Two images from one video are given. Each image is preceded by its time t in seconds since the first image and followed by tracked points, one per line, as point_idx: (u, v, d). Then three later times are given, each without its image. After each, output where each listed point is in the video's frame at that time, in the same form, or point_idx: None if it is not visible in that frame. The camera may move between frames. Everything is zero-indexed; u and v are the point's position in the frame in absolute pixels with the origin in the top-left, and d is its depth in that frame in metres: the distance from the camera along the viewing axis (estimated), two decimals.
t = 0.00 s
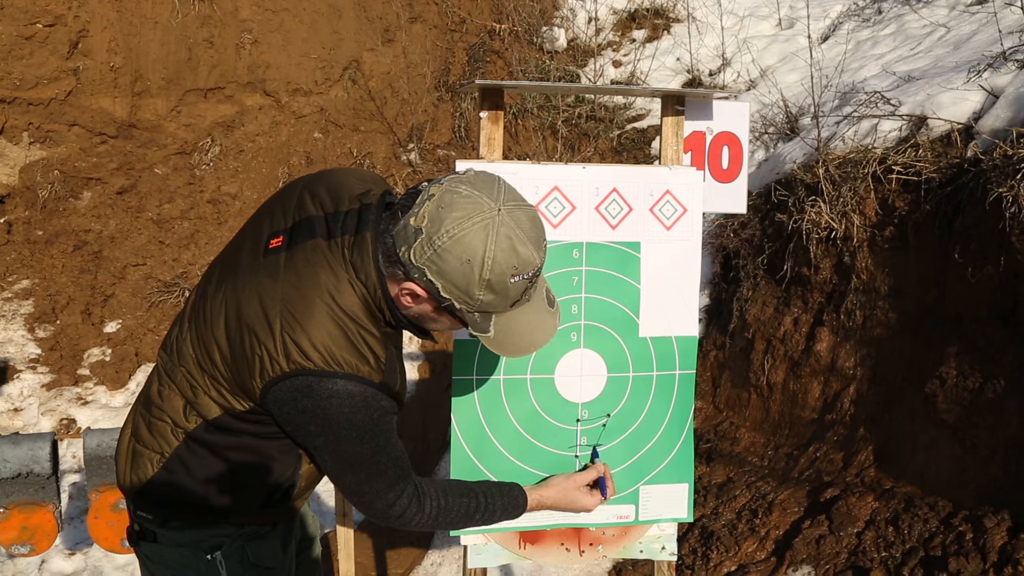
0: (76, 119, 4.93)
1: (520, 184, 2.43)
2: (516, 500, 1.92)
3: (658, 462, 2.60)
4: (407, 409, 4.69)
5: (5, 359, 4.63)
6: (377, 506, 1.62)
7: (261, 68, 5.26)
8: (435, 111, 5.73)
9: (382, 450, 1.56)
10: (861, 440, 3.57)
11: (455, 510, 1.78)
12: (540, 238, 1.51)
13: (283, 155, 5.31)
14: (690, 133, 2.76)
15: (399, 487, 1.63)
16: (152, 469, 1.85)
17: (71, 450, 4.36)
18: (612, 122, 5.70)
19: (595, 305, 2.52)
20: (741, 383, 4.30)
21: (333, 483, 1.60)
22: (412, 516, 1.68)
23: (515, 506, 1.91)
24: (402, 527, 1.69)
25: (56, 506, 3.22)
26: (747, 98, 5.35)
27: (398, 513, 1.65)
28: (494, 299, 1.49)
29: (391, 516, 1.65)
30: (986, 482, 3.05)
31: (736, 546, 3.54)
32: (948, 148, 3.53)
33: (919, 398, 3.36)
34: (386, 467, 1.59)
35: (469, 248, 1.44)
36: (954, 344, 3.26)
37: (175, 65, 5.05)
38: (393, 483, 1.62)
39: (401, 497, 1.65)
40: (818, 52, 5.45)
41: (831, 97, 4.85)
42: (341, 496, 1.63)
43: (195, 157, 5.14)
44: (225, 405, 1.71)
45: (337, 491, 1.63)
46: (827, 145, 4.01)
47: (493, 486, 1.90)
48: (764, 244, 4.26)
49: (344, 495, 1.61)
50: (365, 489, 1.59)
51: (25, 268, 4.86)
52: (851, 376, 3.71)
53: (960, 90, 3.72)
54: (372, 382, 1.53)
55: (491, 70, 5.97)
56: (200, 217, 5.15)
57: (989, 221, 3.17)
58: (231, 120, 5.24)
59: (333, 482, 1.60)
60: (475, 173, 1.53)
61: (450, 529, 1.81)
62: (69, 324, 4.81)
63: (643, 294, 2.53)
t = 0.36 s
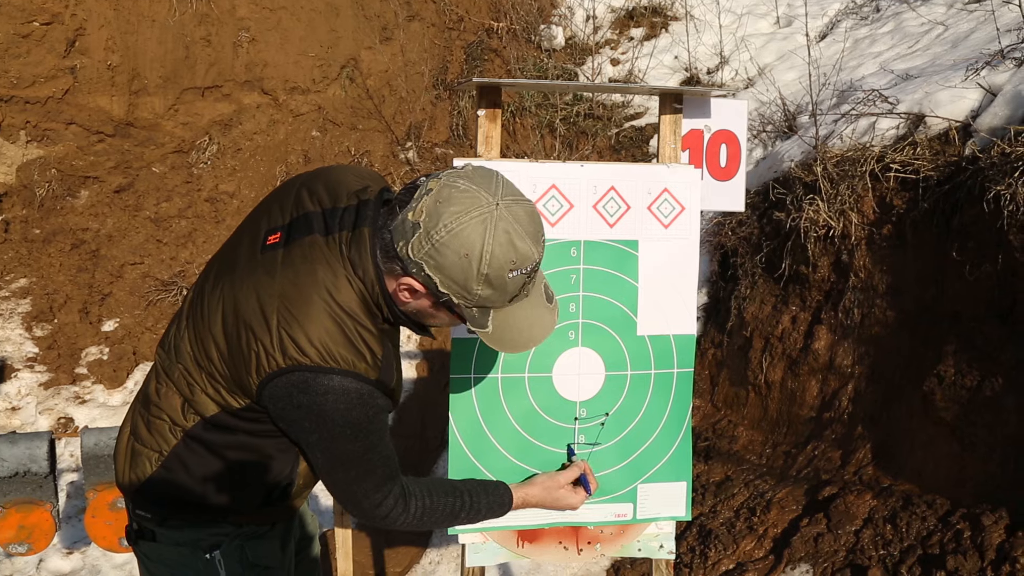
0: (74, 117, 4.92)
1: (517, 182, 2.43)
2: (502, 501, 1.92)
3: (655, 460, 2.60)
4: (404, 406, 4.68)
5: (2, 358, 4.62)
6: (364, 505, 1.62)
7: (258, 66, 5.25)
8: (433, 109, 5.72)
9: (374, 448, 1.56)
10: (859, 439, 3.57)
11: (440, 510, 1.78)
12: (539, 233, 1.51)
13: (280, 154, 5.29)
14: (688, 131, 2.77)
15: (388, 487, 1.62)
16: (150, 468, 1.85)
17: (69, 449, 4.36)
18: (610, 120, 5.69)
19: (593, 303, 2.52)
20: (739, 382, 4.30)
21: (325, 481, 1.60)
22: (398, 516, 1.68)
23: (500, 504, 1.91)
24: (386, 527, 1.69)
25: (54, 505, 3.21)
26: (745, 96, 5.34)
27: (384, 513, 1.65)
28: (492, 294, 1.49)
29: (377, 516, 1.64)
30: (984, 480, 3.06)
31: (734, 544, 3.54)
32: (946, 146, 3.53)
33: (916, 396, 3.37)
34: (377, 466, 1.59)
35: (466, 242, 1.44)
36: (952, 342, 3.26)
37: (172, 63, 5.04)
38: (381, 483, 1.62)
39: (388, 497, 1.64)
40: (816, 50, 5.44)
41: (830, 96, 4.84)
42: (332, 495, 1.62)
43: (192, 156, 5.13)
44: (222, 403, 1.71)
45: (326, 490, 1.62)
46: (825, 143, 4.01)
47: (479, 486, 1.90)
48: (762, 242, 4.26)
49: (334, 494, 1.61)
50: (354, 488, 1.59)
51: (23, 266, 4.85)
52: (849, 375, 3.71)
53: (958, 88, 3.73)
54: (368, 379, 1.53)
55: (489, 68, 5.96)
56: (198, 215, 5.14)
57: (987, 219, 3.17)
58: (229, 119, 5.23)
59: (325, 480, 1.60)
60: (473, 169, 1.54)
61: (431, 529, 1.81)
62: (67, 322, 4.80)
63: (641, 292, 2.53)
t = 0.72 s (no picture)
0: (74, 115, 4.91)
1: (518, 181, 2.43)
2: (507, 498, 1.91)
3: (656, 459, 2.60)
4: (405, 404, 4.69)
5: (2, 356, 4.62)
6: (368, 502, 1.62)
7: (259, 64, 5.25)
8: (434, 107, 5.72)
9: (376, 446, 1.56)
10: (860, 437, 3.57)
11: (444, 507, 1.78)
12: (539, 229, 1.51)
13: (281, 152, 5.29)
14: (689, 130, 2.76)
15: (391, 484, 1.62)
16: (151, 466, 1.85)
17: (70, 448, 4.36)
18: (611, 119, 5.68)
19: (593, 302, 2.51)
20: (739, 380, 4.30)
21: (327, 478, 1.60)
22: (402, 513, 1.68)
23: (505, 502, 1.91)
24: (390, 523, 1.69)
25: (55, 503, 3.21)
26: (746, 95, 5.33)
27: (388, 510, 1.65)
28: (494, 289, 1.49)
29: (381, 513, 1.65)
30: (984, 479, 3.06)
31: (735, 543, 3.54)
32: (947, 145, 3.53)
33: (917, 394, 3.37)
34: (380, 464, 1.58)
35: (468, 238, 1.44)
36: (953, 340, 3.26)
37: (173, 62, 5.04)
38: (385, 479, 1.62)
39: (392, 494, 1.64)
40: (816, 49, 5.44)
41: (830, 94, 4.84)
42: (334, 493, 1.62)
43: (193, 154, 5.13)
44: (224, 401, 1.71)
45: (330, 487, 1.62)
46: (826, 142, 4.00)
47: (484, 483, 1.90)
48: (763, 241, 4.26)
49: (337, 491, 1.61)
50: (357, 485, 1.59)
51: (23, 265, 4.85)
52: (849, 373, 3.71)
53: (959, 86, 3.73)
54: (370, 376, 1.53)
55: (489, 66, 5.96)
56: (198, 214, 5.14)
57: (988, 219, 3.17)
58: (229, 117, 5.22)
59: (326, 477, 1.59)
60: (473, 164, 1.53)
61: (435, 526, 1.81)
62: (67, 321, 4.80)
63: (642, 291, 2.53)
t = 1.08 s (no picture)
0: (75, 114, 4.91)
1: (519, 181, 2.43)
2: (514, 498, 1.91)
3: (658, 458, 2.60)
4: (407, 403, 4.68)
5: (3, 355, 4.63)
6: (376, 501, 1.62)
7: (260, 63, 5.25)
8: (434, 107, 5.73)
9: (383, 445, 1.56)
10: (860, 437, 3.57)
11: (453, 506, 1.78)
12: (547, 229, 1.51)
13: (281, 151, 5.30)
14: (690, 129, 2.76)
15: (400, 482, 1.62)
16: (152, 465, 1.85)
17: (70, 446, 4.36)
18: (611, 118, 5.67)
19: (594, 301, 2.52)
20: (740, 379, 4.30)
21: (333, 477, 1.60)
22: (411, 511, 1.68)
23: (514, 502, 1.91)
24: (399, 522, 1.69)
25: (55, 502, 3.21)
26: (747, 94, 5.33)
27: (397, 509, 1.65)
28: (501, 289, 1.49)
29: (390, 511, 1.65)
30: (985, 478, 3.06)
31: (735, 542, 3.54)
32: (947, 144, 3.53)
33: (917, 394, 3.37)
34: (387, 462, 1.58)
35: (477, 239, 1.44)
36: (953, 340, 3.27)
37: (173, 61, 5.04)
38: (393, 478, 1.61)
39: (401, 492, 1.64)
40: (817, 48, 5.44)
41: (831, 93, 4.84)
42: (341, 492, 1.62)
43: (193, 153, 5.13)
44: (226, 401, 1.71)
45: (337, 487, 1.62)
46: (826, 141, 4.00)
47: (492, 483, 1.90)
48: (764, 240, 4.26)
49: (343, 491, 1.61)
50: (365, 484, 1.59)
51: (23, 263, 4.85)
52: (850, 372, 3.71)
53: (960, 86, 3.73)
54: (375, 376, 1.53)
55: (490, 65, 5.96)
56: (199, 213, 5.14)
57: (989, 218, 3.17)
58: (230, 116, 5.22)
59: (332, 477, 1.59)
60: (480, 165, 1.53)
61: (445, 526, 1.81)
62: (67, 320, 4.80)
63: (642, 290, 2.53)
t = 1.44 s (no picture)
0: (75, 114, 4.91)
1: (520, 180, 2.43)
2: (501, 499, 1.92)
3: (658, 458, 2.60)
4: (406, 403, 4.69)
5: (3, 354, 4.63)
6: (364, 501, 1.62)
7: (260, 63, 5.25)
8: (434, 106, 5.73)
9: (377, 444, 1.56)
10: (860, 437, 3.58)
11: (440, 507, 1.78)
12: (548, 220, 1.53)
13: (281, 151, 5.30)
14: (690, 129, 2.76)
15: (389, 483, 1.63)
16: (152, 465, 1.85)
17: (71, 446, 4.36)
18: (611, 118, 5.67)
19: (594, 301, 2.52)
20: (740, 379, 4.31)
21: (326, 475, 1.60)
22: (398, 513, 1.68)
23: (500, 502, 1.91)
24: (385, 523, 1.69)
25: (55, 502, 3.21)
26: (747, 94, 5.33)
27: (384, 509, 1.66)
28: (505, 281, 1.50)
29: (377, 512, 1.65)
30: (984, 478, 3.07)
31: (735, 542, 3.55)
32: (947, 144, 3.53)
33: (917, 393, 3.37)
34: (379, 462, 1.59)
35: (480, 230, 1.45)
36: (953, 340, 3.27)
37: (174, 60, 5.04)
38: (383, 478, 1.62)
39: (389, 493, 1.65)
40: (817, 48, 5.44)
41: (831, 93, 4.84)
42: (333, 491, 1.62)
43: (193, 152, 5.13)
44: (226, 398, 1.71)
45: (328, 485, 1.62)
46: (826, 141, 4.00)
47: (479, 484, 1.90)
48: (764, 240, 4.25)
49: (334, 489, 1.61)
50: (355, 484, 1.59)
51: (23, 263, 4.85)
52: (850, 372, 3.71)
53: (960, 86, 3.73)
54: (374, 372, 1.53)
55: (490, 65, 5.96)
56: (199, 213, 5.15)
57: (988, 218, 3.17)
58: (230, 115, 5.22)
59: (326, 474, 1.60)
60: (480, 157, 1.55)
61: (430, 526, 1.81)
62: (68, 319, 4.80)
63: (642, 290, 2.53)
